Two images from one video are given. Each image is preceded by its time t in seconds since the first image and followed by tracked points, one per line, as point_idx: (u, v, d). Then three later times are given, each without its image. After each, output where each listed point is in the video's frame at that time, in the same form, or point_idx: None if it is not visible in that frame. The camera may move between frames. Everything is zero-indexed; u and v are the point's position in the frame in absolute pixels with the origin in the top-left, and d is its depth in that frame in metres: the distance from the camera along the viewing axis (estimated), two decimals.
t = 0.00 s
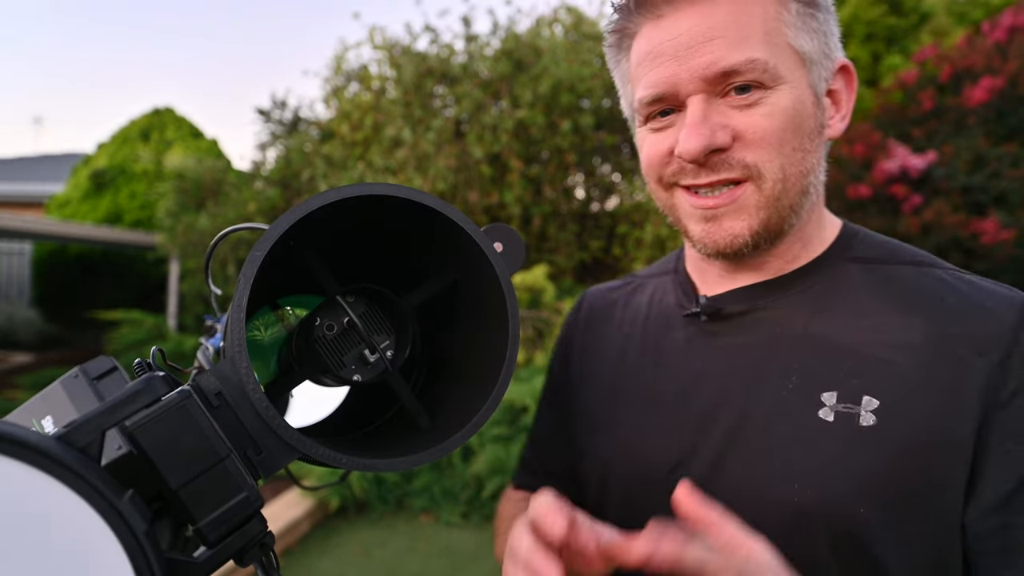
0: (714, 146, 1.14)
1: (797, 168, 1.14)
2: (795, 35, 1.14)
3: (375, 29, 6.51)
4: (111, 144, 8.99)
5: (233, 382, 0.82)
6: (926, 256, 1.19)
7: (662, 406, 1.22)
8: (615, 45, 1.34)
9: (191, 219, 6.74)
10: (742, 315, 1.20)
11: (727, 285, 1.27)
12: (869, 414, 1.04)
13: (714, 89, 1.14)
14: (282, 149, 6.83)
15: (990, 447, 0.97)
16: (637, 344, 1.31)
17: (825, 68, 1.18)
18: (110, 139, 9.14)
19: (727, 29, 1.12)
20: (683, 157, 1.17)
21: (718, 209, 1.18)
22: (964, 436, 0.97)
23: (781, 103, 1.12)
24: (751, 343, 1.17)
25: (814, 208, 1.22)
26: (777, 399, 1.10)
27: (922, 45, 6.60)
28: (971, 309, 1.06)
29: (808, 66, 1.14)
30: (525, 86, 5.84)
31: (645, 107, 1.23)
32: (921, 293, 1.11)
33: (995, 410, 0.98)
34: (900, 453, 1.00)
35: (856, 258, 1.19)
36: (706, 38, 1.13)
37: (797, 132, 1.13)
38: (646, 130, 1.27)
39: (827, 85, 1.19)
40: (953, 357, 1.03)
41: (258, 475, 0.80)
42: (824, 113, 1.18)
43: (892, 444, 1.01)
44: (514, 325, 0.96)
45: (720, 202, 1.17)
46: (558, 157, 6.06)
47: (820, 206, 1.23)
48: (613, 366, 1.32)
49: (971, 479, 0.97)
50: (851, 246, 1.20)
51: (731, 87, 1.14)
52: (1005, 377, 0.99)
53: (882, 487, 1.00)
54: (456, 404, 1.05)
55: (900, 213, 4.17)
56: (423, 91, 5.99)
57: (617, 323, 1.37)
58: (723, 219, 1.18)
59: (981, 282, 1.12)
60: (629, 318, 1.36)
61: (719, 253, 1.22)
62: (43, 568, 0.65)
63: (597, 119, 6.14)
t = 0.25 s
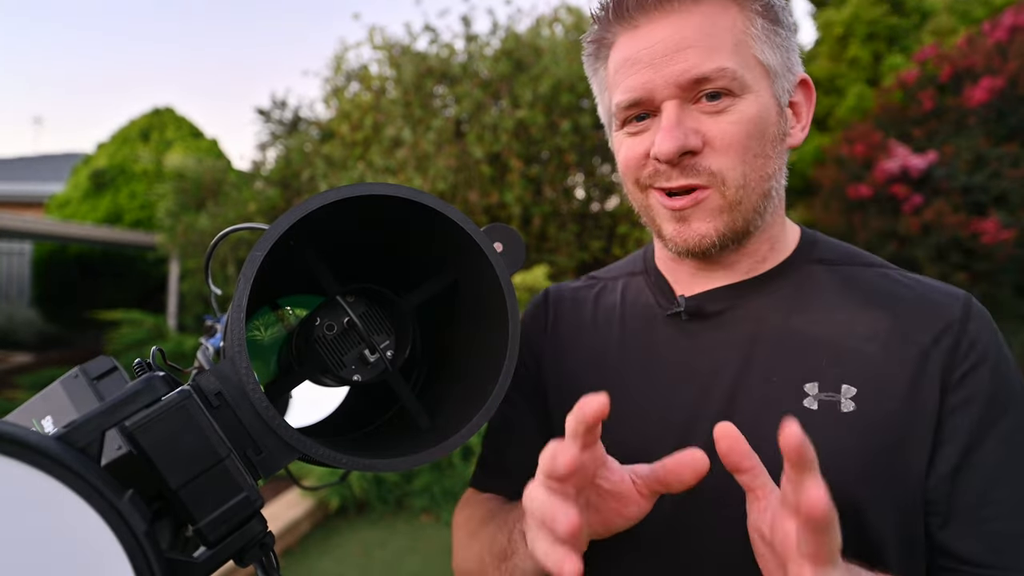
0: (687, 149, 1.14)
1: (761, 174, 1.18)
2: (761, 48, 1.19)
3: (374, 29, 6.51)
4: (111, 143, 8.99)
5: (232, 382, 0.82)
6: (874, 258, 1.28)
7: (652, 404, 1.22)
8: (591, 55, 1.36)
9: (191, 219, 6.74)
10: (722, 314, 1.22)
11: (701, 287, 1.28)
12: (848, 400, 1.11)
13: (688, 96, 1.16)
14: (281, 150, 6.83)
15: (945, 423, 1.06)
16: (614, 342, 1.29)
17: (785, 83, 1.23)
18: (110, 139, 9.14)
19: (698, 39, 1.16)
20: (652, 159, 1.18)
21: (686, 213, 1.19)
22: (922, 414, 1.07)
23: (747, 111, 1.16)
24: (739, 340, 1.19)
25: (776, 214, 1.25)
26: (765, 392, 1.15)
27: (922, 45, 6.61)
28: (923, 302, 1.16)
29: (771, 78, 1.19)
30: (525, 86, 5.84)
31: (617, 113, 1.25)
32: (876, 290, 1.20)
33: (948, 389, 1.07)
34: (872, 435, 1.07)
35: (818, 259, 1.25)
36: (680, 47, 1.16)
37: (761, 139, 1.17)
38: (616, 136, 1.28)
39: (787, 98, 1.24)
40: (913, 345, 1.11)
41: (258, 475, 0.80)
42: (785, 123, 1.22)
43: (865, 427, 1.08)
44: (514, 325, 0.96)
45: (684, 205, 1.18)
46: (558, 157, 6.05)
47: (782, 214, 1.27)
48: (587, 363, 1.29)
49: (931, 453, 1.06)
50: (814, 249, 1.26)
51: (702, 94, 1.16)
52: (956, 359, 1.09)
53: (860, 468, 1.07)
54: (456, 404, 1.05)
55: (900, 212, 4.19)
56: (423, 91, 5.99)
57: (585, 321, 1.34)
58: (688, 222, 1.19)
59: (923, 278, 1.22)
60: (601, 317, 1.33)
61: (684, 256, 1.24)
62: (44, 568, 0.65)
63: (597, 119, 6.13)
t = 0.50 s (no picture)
0: (686, 150, 1.14)
1: (757, 175, 1.18)
2: (756, 53, 1.19)
3: (374, 29, 6.51)
4: (111, 143, 8.98)
5: (232, 382, 0.82)
6: (865, 262, 1.28)
7: (649, 404, 1.21)
8: (589, 61, 1.36)
9: (191, 219, 6.73)
10: (718, 315, 1.22)
11: (698, 288, 1.28)
12: (841, 401, 1.11)
13: (686, 99, 1.16)
14: (281, 149, 6.83)
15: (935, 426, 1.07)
16: (610, 342, 1.29)
17: (780, 88, 1.24)
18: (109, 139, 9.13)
19: (695, 43, 1.16)
20: (651, 160, 1.18)
21: (686, 214, 1.18)
22: (914, 417, 1.07)
23: (743, 114, 1.16)
24: (736, 339, 1.19)
25: (772, 217, 1.25)
26: (760, 391, 1.15)
27: (921, 45, 6.61)
28: (915, 304, 1.16)
29: (766, 82, 1.20)
30: (525, 86, 5.85)
31: (615, 117, 1.25)
32: (867, 292, 1.20)
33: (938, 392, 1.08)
34: (864, 437, 1.08)
35: (811, 263, 1.25)
36: (676, 52, 1.16)
37: (757, 142, 1.17)
38: (614, 140, 1.29)
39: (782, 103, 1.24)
40: (904, 347, 1.11)
41: (257, 475, 0.80)
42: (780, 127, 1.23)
43: (857, 430, 1.08)
44: (514, 326, 0.96)
45: (683, 206, 1.18)
46: (558, 157, 6.06)
47: (778, 216, 1.27)
48: (583, 364, 1.29)
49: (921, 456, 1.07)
50: (807, 251, 1.26)
51: (698, 98, 1.16)
52: (947, 363, 1.09)
53: (852, 468, 1.07)
54: (456, 404, 1.05)
55: (900, 213, 4.20)
56: (423, 91, 6.00)
57: (582, 322, 1.34)
58: (687, 223, 1.19)
59: (914, 282, 1.22)
60: (598, 317, 1.33)
61: (683, 257, 1.23)
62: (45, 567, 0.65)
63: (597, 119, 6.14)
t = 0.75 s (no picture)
0: (684, 150, 1.15)
1: (756, 175, 1.18)
2: (757, 53, 1.18)
3: (374, 29, 6.51)
4: (110, 143, 8.97)
5: (232, 382, 0.81)
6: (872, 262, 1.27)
7: (649, 400, 1.22)
8: (596, 60, 1.36)
9: (190, 219, 6.71)
10: (722, 312, 1.21)
11: (701, 285, 1.27)
12: (838, 401, 1.10)
13: (685, 99, 1.16)
14: (281, 149, 6.83)
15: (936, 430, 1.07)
16: (614, 341, 1.29)
17: (783, 88, 1.23)
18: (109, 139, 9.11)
19: (695, 44, 1.16)
20: (649, 161, 1.18)
21: (684, 214, 1.19)
22: (914, 421, 1.06)
23: (742, 115, 1.16)
24: (738, 334, 1.19)
25: (777, 216, 1.24)
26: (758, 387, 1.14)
27: (921, 45, 6.62)
28: (919, 305, 1.15)
29: (767, 83, 1.19)
30: (526, 86, 5.85)
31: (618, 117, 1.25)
32: (872, 291, 1.19)
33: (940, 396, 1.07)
34: (862, 436, 1.07)
35: (816, 262, 1.24)
36: (675, 52, 1.16)
37: (756, 143, 1.17)
38: (618, 139, 1.29)
39: (786, 104, 1.24)
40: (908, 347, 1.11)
41: (257, 475, 0.80)
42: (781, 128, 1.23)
43: (857, 430, 1.08)
44: (514, 327, 0.96)
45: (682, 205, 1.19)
46: (558, 157, 6.06)
47: (783, 216, 1.26)
48: (591, 361, 1.30)
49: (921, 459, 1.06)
50: (811, 249, 1.26)
51: (697, 98, 1.16)
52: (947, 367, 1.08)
53: (850, 467, 1.06)
54: (456, 404, 1.05)
55: (901, 212, 4.20)
56: (423, 91, 6.00)
57: (591, 322, 1.35)
58: (686, 224, 1.19)
59: (921, 283, 1.21)
60: (605, 315, 1.34)
61: (683, 257, 1.24)
62: (45, 567, 0.65)
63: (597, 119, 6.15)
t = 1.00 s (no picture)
0: (636, 163, 1.07)
1: (719, 187, 1.06)
2: (724, 53, 1.04)
3: (374, 29, 6.52)
4: (110, 143, 8.96)
5: (233, 382, 0.81)
6: (917, 262, 1.08)
7: (655, 404, 1.13)
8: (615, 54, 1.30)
9: (190, 219, 6.70)
10: (730, 314, 1.11)
11: (711, 286, 1.18)
12: (829, 414, 0.96)
13: (641, 109, 1.08)
14: (282, 149, 6.84)
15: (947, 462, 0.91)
16: (635, 342, 1.23)
17: (767, 86, 1.05)
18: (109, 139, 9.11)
19: (651, 51, 1.06)
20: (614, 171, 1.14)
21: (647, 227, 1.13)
22: (918, 445, 0.92)
23: (698, 125, 1.04)
24: (749, 337, 1.07)
25: (765, 225, 1.11)
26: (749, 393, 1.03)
27: (921, 45, 6.63)
28: (941, 315, 0.97)
29: (735, 86, 1.04)
30: (525, 86, 5.85)
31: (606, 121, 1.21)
32: (895, 294, 1.02)
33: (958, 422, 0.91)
34: (849, 457, 0.94)
35: (835, 261, 1.09)
36: (633, 62, 1.08)
37: (713, 155, 1.04)
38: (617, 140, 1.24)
39: (770, 104, 1.06)
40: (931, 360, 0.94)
41: (257, 475, 0.80)
42: (760, 133, 1.06)
43: (847, 448, 0.94)
44: (514, 325, 0.96)
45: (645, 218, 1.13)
46: (558, 157, 6.08)
47: (781, 224, 1.11)
48: (614, 366, 1.24)
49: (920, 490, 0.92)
50: (826, 250, 1.10)
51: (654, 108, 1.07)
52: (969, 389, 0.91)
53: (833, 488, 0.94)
54: (456, 404, 1.04)
55: (901, 212, 4.20)
56: (423, 91, 6.01)
57: (625, 323, 1.29)
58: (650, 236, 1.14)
59: (962, 292, 1.01)
60: (637, 317, 1.27)
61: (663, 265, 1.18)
62: (46, 567, 0.64)
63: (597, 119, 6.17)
